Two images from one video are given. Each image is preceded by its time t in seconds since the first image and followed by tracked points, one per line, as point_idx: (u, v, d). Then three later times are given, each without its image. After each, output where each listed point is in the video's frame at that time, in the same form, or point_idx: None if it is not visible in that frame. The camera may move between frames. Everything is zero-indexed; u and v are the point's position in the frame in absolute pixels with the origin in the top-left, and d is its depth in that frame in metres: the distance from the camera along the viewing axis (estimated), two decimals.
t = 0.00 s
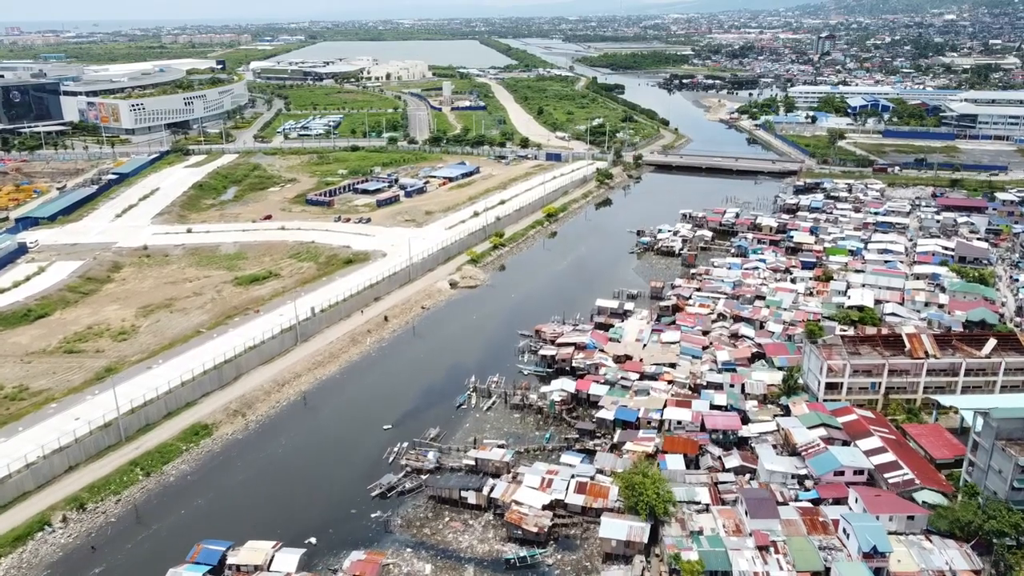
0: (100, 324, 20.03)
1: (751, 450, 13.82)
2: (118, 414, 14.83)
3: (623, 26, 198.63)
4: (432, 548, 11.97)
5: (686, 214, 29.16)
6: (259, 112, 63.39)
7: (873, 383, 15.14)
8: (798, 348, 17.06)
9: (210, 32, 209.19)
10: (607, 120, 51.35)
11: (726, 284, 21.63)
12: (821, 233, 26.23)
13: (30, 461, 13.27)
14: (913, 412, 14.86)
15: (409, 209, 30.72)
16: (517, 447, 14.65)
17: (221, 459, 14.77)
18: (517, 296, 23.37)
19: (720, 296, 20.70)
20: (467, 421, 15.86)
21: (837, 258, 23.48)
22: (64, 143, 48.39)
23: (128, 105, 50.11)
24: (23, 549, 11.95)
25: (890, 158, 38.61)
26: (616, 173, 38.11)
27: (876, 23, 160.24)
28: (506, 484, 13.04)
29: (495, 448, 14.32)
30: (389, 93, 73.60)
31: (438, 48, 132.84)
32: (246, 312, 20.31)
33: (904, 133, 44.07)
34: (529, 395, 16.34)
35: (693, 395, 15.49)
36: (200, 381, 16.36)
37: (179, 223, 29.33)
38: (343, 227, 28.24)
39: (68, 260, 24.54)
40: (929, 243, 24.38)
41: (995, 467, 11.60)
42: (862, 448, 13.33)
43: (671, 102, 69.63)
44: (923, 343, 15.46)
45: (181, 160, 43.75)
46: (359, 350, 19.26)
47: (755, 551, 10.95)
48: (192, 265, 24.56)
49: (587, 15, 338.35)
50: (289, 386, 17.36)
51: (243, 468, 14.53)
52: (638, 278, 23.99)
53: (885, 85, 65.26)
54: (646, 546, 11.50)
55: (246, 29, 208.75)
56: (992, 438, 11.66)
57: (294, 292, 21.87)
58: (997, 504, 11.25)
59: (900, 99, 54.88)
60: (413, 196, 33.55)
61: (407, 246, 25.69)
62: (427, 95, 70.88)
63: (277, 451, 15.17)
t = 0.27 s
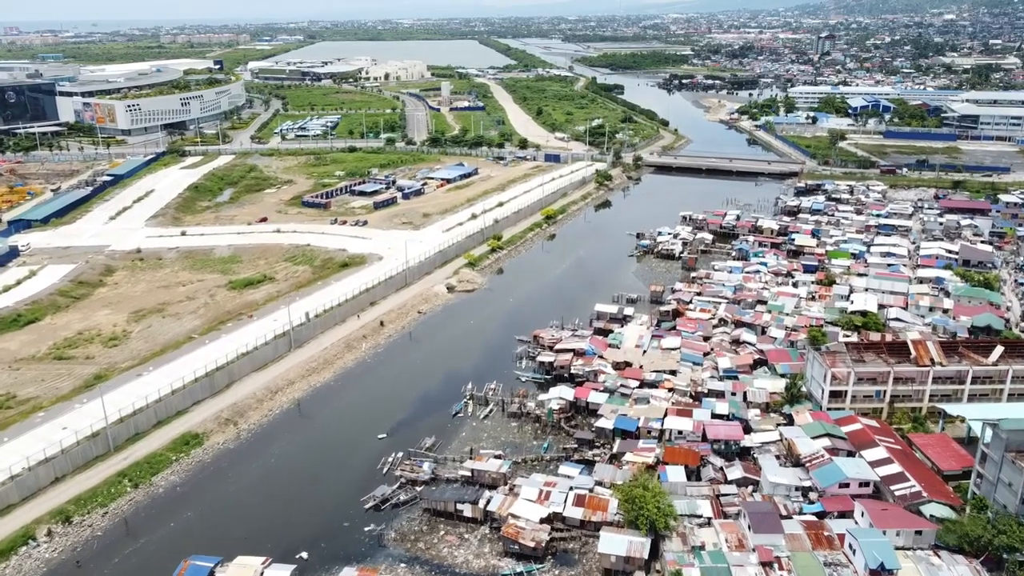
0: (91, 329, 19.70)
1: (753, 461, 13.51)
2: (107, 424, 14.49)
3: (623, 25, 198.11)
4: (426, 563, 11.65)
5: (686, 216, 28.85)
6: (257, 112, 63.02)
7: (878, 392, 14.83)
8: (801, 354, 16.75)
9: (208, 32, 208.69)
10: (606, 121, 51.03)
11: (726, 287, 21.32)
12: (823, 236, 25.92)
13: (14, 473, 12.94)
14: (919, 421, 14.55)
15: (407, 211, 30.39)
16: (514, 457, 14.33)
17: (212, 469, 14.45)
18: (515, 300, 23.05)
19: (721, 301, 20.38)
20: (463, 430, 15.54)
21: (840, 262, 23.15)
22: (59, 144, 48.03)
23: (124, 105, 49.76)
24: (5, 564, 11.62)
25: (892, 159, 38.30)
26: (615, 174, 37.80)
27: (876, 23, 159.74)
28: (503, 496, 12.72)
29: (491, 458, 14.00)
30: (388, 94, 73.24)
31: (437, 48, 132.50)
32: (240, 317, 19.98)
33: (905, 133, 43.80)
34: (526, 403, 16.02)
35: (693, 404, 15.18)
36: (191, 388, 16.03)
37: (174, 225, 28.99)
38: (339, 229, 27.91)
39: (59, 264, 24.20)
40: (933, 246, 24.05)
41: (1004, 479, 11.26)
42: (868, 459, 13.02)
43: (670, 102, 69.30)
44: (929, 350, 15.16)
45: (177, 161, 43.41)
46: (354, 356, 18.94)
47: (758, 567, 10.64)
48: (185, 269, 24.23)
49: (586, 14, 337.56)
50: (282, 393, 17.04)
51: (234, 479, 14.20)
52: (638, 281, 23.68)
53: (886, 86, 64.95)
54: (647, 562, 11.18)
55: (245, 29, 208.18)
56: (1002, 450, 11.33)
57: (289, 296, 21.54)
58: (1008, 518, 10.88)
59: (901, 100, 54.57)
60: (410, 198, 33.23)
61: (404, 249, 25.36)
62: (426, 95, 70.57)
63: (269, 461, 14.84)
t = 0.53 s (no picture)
0: (81, 335, 19.37)
1: (756, 472, 13.19)
2: (94, 434, 14.16)
3: (622, 25, 197.72)
4: None
5: (686, 218, 28.52)
6: (254, 113, 62.68)
7: (883, 400, 14.50)
8: (804, 361, 16.43)
9: (208, 32, 208.27)
10: (605, 122, 50.73)
11: (728, 292, 21.00)
12: (825, 239, 25.61)
13: None
14: (925, 430, 14.23)
15: (404, 214, 30.07)
16: (511, 467, 13.99)
17: (202, 480, 14.11)
18: (513, 304, 22.71)
19: (722, 305, 20.06)
20: (460, 439, 15.21)
21: (842, 266, 22.82)
22: (54, 145, 47.70)
23: (120, 106, 49.44)
24: None
25: (893, 160, 37.99)
26: (615, 175, 37.48)
27: (876, 23, 159.30)
28: (499, 509, 12.39)
29: (488, 469, 13.67)
30: (386, 94, 72.92)
31: (436, 48, 132.18)
32: (233, 322, 19.64)
33: (907, 134, 43.49)
34: (524, 411, 15.69)
35: (695, 412, 14.85)
36: (182, 397, 15.69)
37: (168, 228, 28.67)
38: (335, 232, 27.59)
39: (51, 268, 23.88)
40: (937, 249, 23.72)
41: (1015, 493, 10.90)
42: (873, 471, 12.68)
43: (670, 102, 68.99)
44: (935, 358, 14.83)
45: (173, 163, 43.09)
46: (349, 362, 18.61)
47: None
48: (179, 273, 23.91)
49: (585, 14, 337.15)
50: (275, 401, 16.71)
51: (225, 491, 13.86)
52: (638, 285, 23.35)
53: (887, 86, 64.65)
54: None
55: (244, 29, 207.66)
56: (1012, 462, 10.98)
57: (283, 301, 21.21)
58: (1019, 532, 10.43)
59: (903, 100, 54.25)
60: (408, 200, 32.91)
61: (401, 252, 25.02)
62: (424, 95, 70.26)
63: (261, 472, 14.50)
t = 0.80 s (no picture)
0: (72, 341, 19.04)
1: (760, 484, 12.86)
2: (81, 444, 13.82)
3: (621, 25, 197.38)
4: None
5: (687, 221, 28.20)
6: (252, 113, 62.34)
7: (889, 409, 14.18)
8: (807, 369, 16.10)
9: (207, 32, 207.79)
10: (605, 122, 50.42)
11: (729, 296, 20.67)
12: (827, 241, 25.29)
13: None
14: (932, 440, 13.91)
15: (401, 216, 29.75)
16: (508, 478, 13.66)
17: (192, 492, 13.78)
18: (511, 309, 22.39)
19: (723, 310, 19.74)
20: (456, 448, 14.89)
21: (845, 269, 22.50)
22: (50, 146, 47.37)
23: (116, 106, 49.11)
24: None
25: (895, 161, 37.65)
26: (615, 177, 37.15)
27: (876, 23, 158.81)
28: (496, 523, 12.07)
29: (485, 481, 13.34)
30: (385, 94, 72.58)
31: (435, 47, 131.81)
32: (226, 327, 19.31)
33: (909, 134, 43.15)
34: (522, 420, 15.37)
35: (696, 422, 14.53)
36: (172, 405, 15.35)
37: (162, 230, 28.34)
38: (332, 234, 27.26)
39: (43, 272, 23.55)
40: (941, 252, 23.39)
41: None
42: (880, 483, 12.34)
43: (670, 103, 68.66)
44: (942, 366, 14.51)
45: (169, 164, 42.76)
46: (344, 369, 18.28)
47: None
48: (172, 276, 23.58)
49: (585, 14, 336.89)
50: (268, 409, 16.38)
51: (216, 503, 13.53)
52: (638, 289, 23.02)
53: (888, 86, 64.31)
54: None
55: (243, 29, 207.09)
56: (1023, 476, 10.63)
57: (277, 306, 20.88)
58: None
59: (904, 100, 53.92)
60: (405, 202, 32.59)
61: (398, 255, 24.69)
62: (423, 96, 69.91)
63: (252, 483, 14.17)
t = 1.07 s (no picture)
0: (62, 347, 18.72)
1: (763, 497, 12.54)
2: (68, 455, 13.49)
3: (621, 25, 197.05)
4: None
5: (687, 223, 27.88)
6: (249, 113, 62.00)
7: (895, 419, 13.86)
8: (811, 376, 15.79)
9: (207, 32, 207.39)
10: (604, 123, 50.09)
11: (731, 301, 20.36)
12: (829, 245, 24.97)
13: None
14: (940, 451, 13.59)
15: (399, 218, 29.43)
16: (506, 490, 13.35)
17: (181, 504, 13.44)
18: (509, 313, 22.06)
19: (725, 315, 19.43)
20: (452, 458, 14.57)
21: (848, 273, 22.19)
22: (45, 146, 47.03)
23: (112, 107, 48.78)
24: None
25: (897, 163, 37.34)
26: (614, 178, 36.84)
27: (876, 23, 158.28)
28: (493, 538, 11.75)
29: (482, 493, 13.03)
30: (383, 94, 72.23)
31: (435, 47, 131.44)
32: (219, 333, 19.00)
33: (910, 135, 42.84)
34: (520, 429, 15.05)
35: (698, 432, 14.22)
36: (162, 414, 15.02)
37: (157, 233, 28.00)
38: (328, 237, 26.93)
39: (34, 276, 23.24)
40: (945, 256, 23.07)
41: None
42: (887, 496, 12.00)
43: (670, 103, 68.36)
44: (950, 375, 14.18)
45: (165, 165, 42.43)
46: (338, 376, 17.96)
47: None
48: (166, 280, 23.27)
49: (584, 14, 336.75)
50: (261, 417, 16.05)
51: (205, 515, 13.20)
52: (638, 293, 22.70)
53: (888, 86, 63.99)
54: None
55: (242, 30, 206.57)
56: None
57: (271, 311, 20.55)
58: None
59: (905, 101, 53.59)
60: (403, 204, 32.26)
61: (394, 259, 24.36)
62: (421, 96, 69.53)
63: (244, 495, 13.83)
